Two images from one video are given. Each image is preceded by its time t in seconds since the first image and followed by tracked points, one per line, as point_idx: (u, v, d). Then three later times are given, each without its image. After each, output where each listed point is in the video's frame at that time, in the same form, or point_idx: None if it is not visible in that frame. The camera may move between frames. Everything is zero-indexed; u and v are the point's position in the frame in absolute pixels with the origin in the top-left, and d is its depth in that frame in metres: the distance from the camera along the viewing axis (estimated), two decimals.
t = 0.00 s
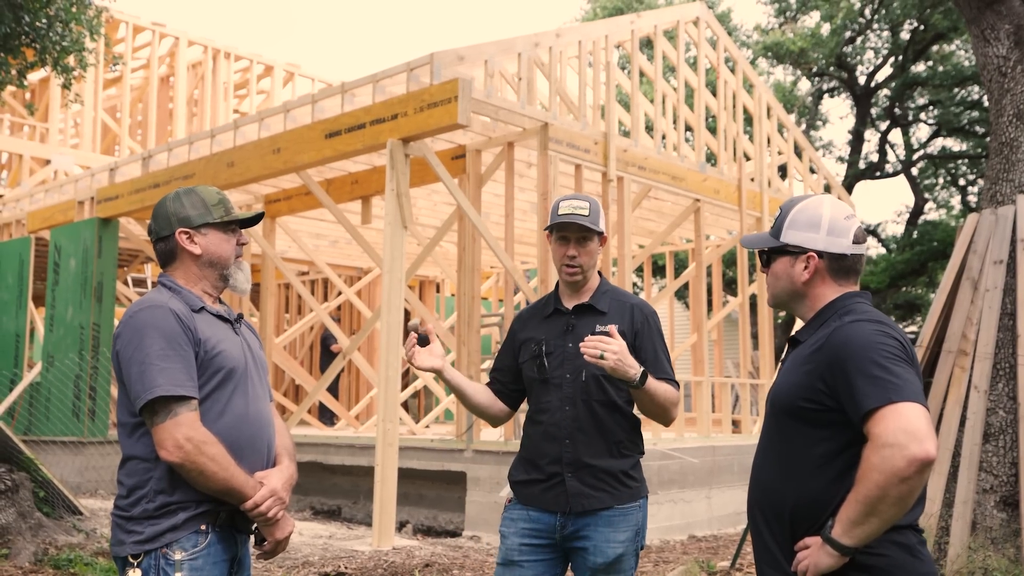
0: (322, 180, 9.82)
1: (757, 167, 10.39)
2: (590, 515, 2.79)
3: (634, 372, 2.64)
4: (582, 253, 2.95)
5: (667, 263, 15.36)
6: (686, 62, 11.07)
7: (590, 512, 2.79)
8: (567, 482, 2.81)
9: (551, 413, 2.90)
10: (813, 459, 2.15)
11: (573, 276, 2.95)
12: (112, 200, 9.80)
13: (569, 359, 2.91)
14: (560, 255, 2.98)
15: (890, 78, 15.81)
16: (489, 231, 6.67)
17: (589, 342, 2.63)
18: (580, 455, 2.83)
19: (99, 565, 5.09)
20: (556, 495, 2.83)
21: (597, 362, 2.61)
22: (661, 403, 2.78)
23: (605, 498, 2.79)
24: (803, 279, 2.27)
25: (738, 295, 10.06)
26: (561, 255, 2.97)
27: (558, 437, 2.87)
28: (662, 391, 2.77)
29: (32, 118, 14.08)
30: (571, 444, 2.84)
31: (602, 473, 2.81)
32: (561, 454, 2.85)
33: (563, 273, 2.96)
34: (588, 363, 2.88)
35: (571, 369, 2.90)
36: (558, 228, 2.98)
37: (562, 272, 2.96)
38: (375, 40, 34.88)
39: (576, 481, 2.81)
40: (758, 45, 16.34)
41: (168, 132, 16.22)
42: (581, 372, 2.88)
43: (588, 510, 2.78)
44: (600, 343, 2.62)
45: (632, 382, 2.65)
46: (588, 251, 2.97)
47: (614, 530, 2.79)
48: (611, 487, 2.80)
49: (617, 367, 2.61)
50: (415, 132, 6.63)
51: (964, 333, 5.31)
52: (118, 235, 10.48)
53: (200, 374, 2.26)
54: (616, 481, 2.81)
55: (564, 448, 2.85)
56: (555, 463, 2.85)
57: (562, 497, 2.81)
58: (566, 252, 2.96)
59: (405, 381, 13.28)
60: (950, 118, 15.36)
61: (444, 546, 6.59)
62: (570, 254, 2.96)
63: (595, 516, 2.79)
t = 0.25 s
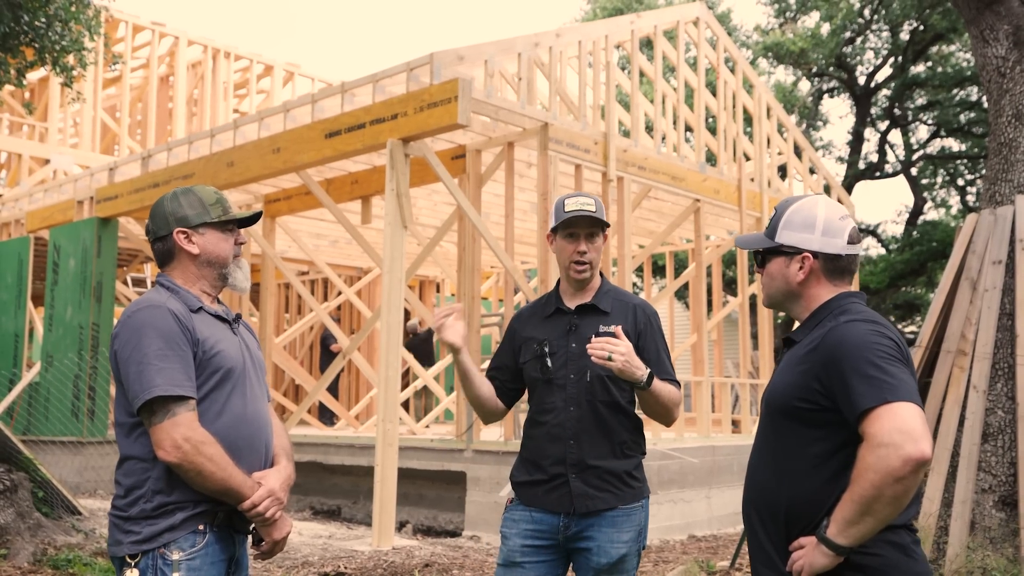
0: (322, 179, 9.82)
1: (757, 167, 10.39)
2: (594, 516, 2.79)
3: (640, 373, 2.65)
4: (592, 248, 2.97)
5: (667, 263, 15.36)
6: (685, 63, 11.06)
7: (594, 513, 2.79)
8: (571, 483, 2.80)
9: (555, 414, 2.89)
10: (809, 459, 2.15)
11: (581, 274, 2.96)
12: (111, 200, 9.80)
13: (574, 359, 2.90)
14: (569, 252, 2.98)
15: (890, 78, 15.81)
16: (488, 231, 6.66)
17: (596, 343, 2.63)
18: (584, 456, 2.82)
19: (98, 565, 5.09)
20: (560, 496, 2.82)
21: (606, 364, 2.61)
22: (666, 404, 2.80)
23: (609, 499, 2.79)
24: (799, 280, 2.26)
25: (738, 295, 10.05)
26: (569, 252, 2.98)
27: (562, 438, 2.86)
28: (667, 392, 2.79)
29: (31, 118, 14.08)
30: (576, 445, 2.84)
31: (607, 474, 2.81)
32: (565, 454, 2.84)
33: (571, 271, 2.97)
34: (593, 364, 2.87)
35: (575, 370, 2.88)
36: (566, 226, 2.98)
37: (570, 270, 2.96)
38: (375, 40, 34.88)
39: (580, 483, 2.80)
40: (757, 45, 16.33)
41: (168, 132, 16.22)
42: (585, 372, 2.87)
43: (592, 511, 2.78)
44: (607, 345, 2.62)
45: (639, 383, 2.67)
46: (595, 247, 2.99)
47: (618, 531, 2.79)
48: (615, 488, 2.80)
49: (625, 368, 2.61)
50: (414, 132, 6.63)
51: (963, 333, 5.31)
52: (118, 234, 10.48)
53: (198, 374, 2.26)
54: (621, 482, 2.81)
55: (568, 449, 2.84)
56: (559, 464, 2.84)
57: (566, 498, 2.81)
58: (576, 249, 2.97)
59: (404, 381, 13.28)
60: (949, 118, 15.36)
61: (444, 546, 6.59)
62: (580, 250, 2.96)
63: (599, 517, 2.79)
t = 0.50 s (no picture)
0: (322, 179, 9.82)
1: (756, 166, 10.39)
2: (596, 516, 2.79)
3: (643, 375, 2.65)
4: (598, 252, 2.97)
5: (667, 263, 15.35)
6: (685, 63, 11.07)
7: (595, 513, 2.79)
8: (573, 483, 2.80)
9: (559, 413, 2.89)
10: (802, 459, 2.15)
11: (586, 276, 2.96)
12: (111, 200, 9.80)
13: (579, 360, 2.90)
14: (574, 256, 2.98)
15: (889, 78, 15.81)
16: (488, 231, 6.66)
17: (599, 345, 2.63)
18: (587, 456, 2.82)
19: (97, 565, 5.09)
20: (561, 495, 2.81)
21: (610, 365, 2.61)
22: (669, 407, 2.81)
23: (611, 499, 2.79)
24: (793, 280, 2.26)
25: (738, 296, 10.05)
26: (574, 256, 2.97)
27: (565, 437, 2.86)
28: (670, 395, 2.80)
29: (31, 118, 14.07)
30: (579, 445, 2.84)
31: (609, 473, 2.81)
32: (569, 453, 2.84)
33: (576, 273, 2.96)
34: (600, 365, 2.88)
35: (581, 370, 2.89)
36: (571, 230, 2.97)
37: (576, 272, 2.96)
38: (375, 41, 34.89)
39: (582, 482, 2.80)
40: (757, 45, 16.33)
41: (168, 132, 16.22)
42: (591, 372, 2.88)
43: (594, 511, 2.78)
44: (610, 346, 2.63)
45: (642, 384, 2.67)
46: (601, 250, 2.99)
47: (619, 531, 2.79)
48: (617, 488, 2.81)
49: (629, 369, 2.62)
50: (414, 132, 6.63)
51: (963, 332, 5.31)
52: (117, 234, 10.48)
53: (196, 374, 2.26)
54: (623, 482, 2.82)
55: (571, 448, 2.84)
56: (561, 463, 2.84)
57: (568, 497, 2.80)
58: (581, 253, 2.97)
59: (404, 381, 13.28)
60: (949, 118, 15.36)
61: (443, 546, 6.58)
62: (585, 254, 2.96)
63: (601, 516, 2.79)
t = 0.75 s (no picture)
0: (322, 180, 9.82)
1: (756, 167, 10.40)
2: (600, 517, 2.80)
3: (652, 380, 2.66)
4: (610, 250, 2.99)
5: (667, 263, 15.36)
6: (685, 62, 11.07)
7: (599, 513, 2.79)
8: (578, 483, 2.80)
9: (564, 413, 2.88)
10: (797, 459, 2.15)
11: (597, 272, 2.97)
12: (111, 200, 9.80)
13: (586, 360, 2.90)
14: (586, 251, 2.99)
15: (889, 78, 15.81)
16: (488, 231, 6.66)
17: (610, 349, 2.63)
18: (591, 458, 2.83)
19: (97, 565, 5.09)
20: (565, 496, 2.81)
21: (619, 369, 2.62)
22: (675, 412, 2.83)
23: (615, 500, 2.80)
24: (788, 280, 2.26)
25: (737, 296, 10.05)
26: (587, 251, 2.99)
27: (570, 437, 2.86)
28: (677, 400, 2.81)
29: (31, 118, 14.08)
30: (583, 445, 2.84)
31: (614, 474, 2.82)
32: (573, 453, 2.84)
33: (587, 269, 2.98)
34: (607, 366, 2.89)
35: (587, 370, 2.89)
36: (585, 225, 3.01)
37: (587, 268, 2.97)
38: (375, 40, 34.89)
39: (586, 483, 2.80)
40: (757, 45, 16.33)
41: (168, 132, 16.23)
42: (598, 374, 2.89)
43: (598, 511, 2.79)
44: (622, 350, 2.63)
45: (651, 390, 2.68)
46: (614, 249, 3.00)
47: (622, 531, 2.80)
48: (620, 489, 2.82)
49: (639, 375, 2.63)
50: (414, 132, 6.63)
51: (963, 333, 5.31)
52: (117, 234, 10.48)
53: (196, 375, 2.26)
54: (627, 483, 2.83)
55: (576, 449, 2.84)
56: (566, 463, 2.84)
57: (572, 498, 2.80)
58: (593, 248, 2.99)
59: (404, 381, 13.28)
60: (949, 118, 15.38)
61: (443, 546, 6.59)
62: (597, 251, 2.98)
63: (604, 517, 2.79)
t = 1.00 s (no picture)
0: (320, 181, 9.82)
1: (755, 168, 10.41)
2: (602, 519, 2.81)
3: (659, 386, 2.69)
4: (618, 253, 2.96)
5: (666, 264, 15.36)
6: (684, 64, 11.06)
7: (602, 515, 2.80)
8: (580, 485, 2.80)
9: (567, 414, 2.88)
10: (794, 461, 2.15)
11: (604, 274, 2.96)
12: (110, 201, 9.80)
13: (589, 360, 2.91)
14: (594, 251, 2.98)
15: (887, 79, 15.82)
16: (487, 232, 6.66)
17: (619, 353, 2.64)
18: (594, 460, 2.83)
19: (96, 566, 5.09)
20: (567, 498, 2.81)
21: (625, 371, 2.63)
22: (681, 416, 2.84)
23: (616, 502, 2.81)
24: (786, 281, 2.27)
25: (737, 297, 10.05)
26: (595, 251, 2.98)
27: (572, 438, 2.85)
28: (681, 405, 2.82)
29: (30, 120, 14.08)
30: (585, 447, 2.84)
31: (615, 476, 2.83)
32: (575, 455, 2.84)
33: (593, 270, 2.96)
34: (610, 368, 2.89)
35: (589, 372, 2.89)
36: (595, 226, 2.99)
37: (594, 269, 2.96)
38: (374, 41, 34.88)
39: (588, 484, 2.80)
40: (756, 46, 16.34)
41: (167, 133, 16.22)
42: (601, 376, 2.89)
43: (600, 513, 2.79)
44: (631, 355, 2.63)
45: (656, 395, 2.72)
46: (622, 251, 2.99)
47: (624, 533, 2.81)
48: (622, 491, 2.83)
49: (645, 379, 2.65)
50: (413, 134, 6.63)
51: (961, 334, 5.32)
52: (116, 236, 10.48)
53: (197, 377, 2.26)
54: (628, 485, 2.84)
55: (578, 450, 2.84)
56: (568, 463, 2.83)
57: (574, 500, 2.80)
58: (602, 249, 2.97)
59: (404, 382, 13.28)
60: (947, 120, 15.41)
61: (442, 548, 6.58)
62: (605, 252, 2.97)
63: (606, 518, 2.80)
